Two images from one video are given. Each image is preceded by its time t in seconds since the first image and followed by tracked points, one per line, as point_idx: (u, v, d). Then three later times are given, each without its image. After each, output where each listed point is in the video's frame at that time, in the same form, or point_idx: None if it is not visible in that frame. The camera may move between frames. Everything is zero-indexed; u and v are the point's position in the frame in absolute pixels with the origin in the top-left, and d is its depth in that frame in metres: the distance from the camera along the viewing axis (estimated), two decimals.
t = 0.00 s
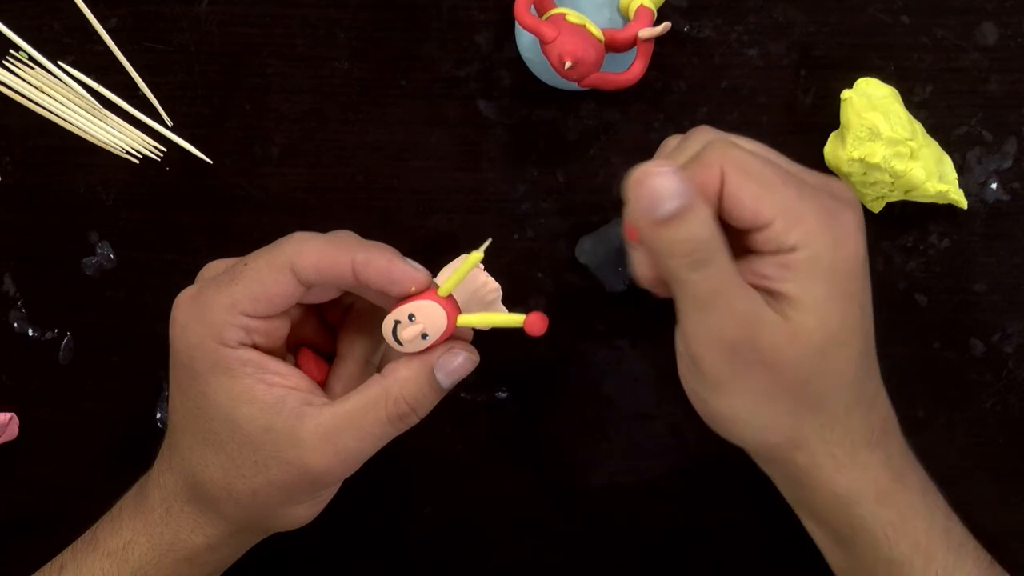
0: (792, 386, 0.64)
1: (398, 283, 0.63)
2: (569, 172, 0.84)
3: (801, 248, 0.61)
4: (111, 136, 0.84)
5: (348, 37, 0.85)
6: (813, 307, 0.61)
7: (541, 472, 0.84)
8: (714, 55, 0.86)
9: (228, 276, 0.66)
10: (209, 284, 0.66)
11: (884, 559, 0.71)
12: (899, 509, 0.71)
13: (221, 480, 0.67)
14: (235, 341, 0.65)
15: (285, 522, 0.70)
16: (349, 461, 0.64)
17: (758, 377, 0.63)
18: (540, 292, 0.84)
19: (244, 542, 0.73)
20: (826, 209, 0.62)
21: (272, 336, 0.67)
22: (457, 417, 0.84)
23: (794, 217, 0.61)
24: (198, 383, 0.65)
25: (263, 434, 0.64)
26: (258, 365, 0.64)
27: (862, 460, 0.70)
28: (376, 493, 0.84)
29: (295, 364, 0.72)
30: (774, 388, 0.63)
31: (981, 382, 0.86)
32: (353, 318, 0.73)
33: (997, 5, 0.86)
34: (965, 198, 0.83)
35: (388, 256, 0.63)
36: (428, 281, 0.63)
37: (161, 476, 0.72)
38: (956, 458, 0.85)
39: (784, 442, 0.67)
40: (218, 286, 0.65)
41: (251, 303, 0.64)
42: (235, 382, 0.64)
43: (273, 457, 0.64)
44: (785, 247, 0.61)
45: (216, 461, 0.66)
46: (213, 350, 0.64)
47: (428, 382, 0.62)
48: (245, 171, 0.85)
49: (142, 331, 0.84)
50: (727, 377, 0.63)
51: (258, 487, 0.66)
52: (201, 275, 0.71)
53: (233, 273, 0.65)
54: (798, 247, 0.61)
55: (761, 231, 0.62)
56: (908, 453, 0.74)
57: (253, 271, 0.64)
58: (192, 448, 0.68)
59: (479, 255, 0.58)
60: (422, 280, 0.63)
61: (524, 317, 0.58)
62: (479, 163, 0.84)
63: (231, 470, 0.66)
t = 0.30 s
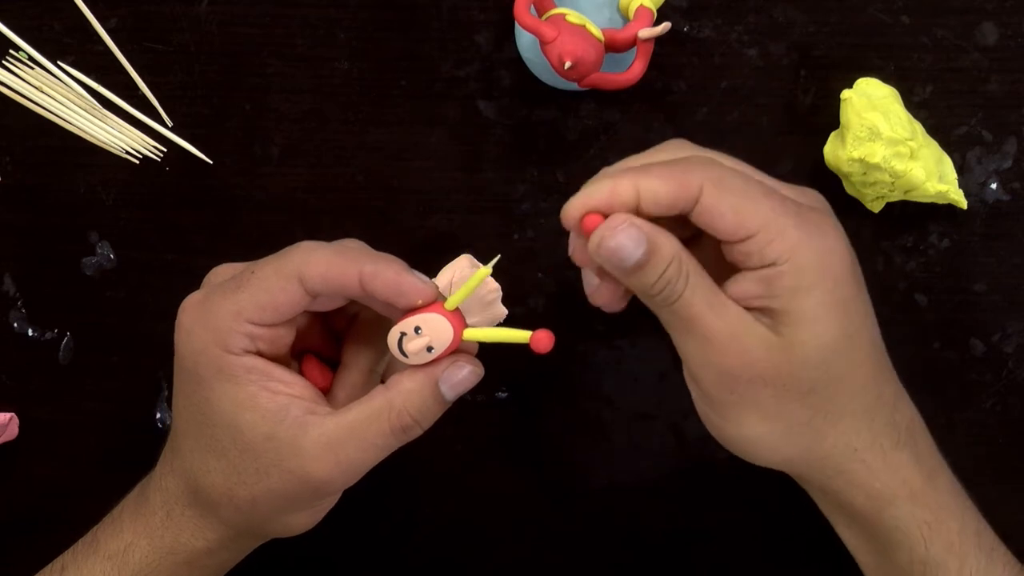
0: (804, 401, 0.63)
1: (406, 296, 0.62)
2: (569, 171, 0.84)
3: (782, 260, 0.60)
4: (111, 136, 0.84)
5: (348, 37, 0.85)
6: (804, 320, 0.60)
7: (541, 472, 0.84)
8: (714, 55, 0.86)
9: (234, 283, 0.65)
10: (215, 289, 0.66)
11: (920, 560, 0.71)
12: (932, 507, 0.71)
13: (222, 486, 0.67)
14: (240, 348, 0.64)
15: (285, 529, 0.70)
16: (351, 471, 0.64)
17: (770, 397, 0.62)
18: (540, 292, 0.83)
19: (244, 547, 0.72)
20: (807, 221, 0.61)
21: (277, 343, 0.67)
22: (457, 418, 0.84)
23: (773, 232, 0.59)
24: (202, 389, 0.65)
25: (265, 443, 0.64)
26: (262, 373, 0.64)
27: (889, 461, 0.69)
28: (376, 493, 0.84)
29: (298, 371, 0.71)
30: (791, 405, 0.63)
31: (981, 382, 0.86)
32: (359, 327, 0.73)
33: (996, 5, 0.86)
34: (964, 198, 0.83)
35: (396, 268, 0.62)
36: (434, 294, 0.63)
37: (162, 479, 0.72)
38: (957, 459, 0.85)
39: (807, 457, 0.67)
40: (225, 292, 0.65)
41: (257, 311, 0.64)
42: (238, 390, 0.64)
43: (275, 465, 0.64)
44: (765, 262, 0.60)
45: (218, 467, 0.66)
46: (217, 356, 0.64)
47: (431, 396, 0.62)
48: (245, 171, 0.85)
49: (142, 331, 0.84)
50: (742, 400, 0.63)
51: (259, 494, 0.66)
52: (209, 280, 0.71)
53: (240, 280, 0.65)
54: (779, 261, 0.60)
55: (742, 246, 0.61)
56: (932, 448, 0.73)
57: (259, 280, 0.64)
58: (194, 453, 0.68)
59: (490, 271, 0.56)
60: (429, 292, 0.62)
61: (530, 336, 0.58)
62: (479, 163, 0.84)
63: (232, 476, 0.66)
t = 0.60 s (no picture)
0: (795, 421, 0.62)
1: (416, 303, 0.61)
2: (569, 172, 0.84)
3: (764, 283, 0.59)
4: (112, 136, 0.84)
5: (348, 36, 0.85)
6: (789, 341, 0.59)
7: (541, 472, 0.84)
8: (714, 55, 0.86)
9: (242, 287, 0.65)
10: (223, 292, 0.66)
11: (919, 567, 0.71)
12: (930, 515, 0.70)
13: (225, 489, 0.67)
14: (246, 352, 0.64)
15: (287, 533, 0.70)
16: (355, 477, 0.64)
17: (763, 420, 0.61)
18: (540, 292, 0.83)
19: (246, 550, 0.72)
20: (787, 243, 0.61)
21: (283, 348, 0.66)
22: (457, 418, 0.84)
23: (754, 257, 0.59)
24: (208, 391, 0.65)
25: (270, 448, 0.64)
26: (268, 377, 0.64)
27: (887, 470, 0.68)
28: (376, 494, 0.84)
29: (304, 376, 0.71)
30: (786, 425, 0.62)
31: (981, 382, 0.86)
32: (365, 334, 0.73)
33: (996, 5, 0.87)
34: (964, 198, 0.84)
35: (406, 275, 0.62)
36: (444, 300, 0.63)
37: (165, 480, 0.72)
38: (957, 459, 0.85)
39: (803, 472, 0.67)
40: (232, 296, 0.65)
41: (264, 316, 0.64)
42: (244, 393, 0.64)
43: (279, 469, 0.64)
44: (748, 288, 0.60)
45: (222, 470, 0.66)
46: (224, 359, 0.64)
47: (437, 403, 0.62)
48: (245, 171, 0.85)
49: (142, 331, 0.84)
50: (736, 425, 0.62)
51: (262, 498, 0.66)
52: (217, 282, 0.70)
53: (248, 284, 0.65)
54: (762, 285, 0.59)
55: (725, 272, 0.60)
56: (929, 451, 0.72)
57: (269, 285, 0.64)
58: (198, 456, 0.68)
59: (500, 280, 0.57)
60: (439, 299, 0.62)
61: (539, 347, 0.58)
62: (479, 163, 0.84)
63: (236, 480, 0.66)
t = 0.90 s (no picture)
0: (800, 409, 0.62)
1: (416, 300, 0.62)
2: (569, 171, 0.84)
3: (766, 267, 0.59)
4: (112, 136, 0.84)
5: (348, 36, 0.85)
6: (791, 325, 0.59)
7: (541, 472, 0.84)
8: (714, 55, 0.86)
9: (240, 286, 0.65)
10: (221, 291, 0.66)
11: (926, 557, 0.71)
12: (937, 502, 0.70)
13: (225, 487, 0.67)
14: (245, 350, 0.64)
15: (285, 531, 0.70)
16: (354, 474, 0.64)
17: (766, 408, 0.61)
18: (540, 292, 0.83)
19: (244, 548, 0.72)
20: (788, 225, 0.61)
21: (282, 346, 0.67)
22: (457, 418, 0.84)
23: (756, 241, 0.59)
24: (207, 389, 0.65)
25: (269, 446, 0.64)
26: (267, 375, 0.64)
27: (893, 456, 0.69)
28: (376, 494, 0.84)
29: (303, 374, 0.71)
30: (791, 414, 0.62)
31: (981, 382, 0.86)
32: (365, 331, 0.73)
33: (996, 5, 0.87)
34: (964, 198, 0.84)
35: (405, 272, 0.62)
36: (444, 298, 0.63)
37: (164, 480, 0.72)
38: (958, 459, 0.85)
39: (809, 461, 0.66)
40: (231, 294, 0.65)
41: (263, 315, 0.64)
42: (244, 391, 0.64)
43: (278, 467, 0.64)
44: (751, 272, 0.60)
45: (221, 468, 0.66)
46: (222, 357, 0.64)
47: (436, 400, 0.62)
48: (245, 171, 0.85)
49: (142, 331, 0.84)
50: (741, 416, 0.61)
51: (262, 496, 0.65)
52: (216, 280, 0.70)
53: (247, 283, 0.64)
54: (763, 270, 0.59)
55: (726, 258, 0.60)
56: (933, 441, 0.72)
57: (268, 284, 0.64)
58: (197, 455, 0.68)
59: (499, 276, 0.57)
60: (438, 297, 0.62)
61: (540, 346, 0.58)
62: (479, 163, 0.84)
63: (235, 478, 0.66)
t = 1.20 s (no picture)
0: (824, 404, 0.62)
1: (420, 314, 0.60)
2: (569, 171, 0.84)
3: (787, 262, 0.60)
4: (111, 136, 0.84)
5: (348, 36, 0.85)
6: (814, 317, 0.60)
7: (541, 472, 0.84)
8: (714, 55, 0.86)
9: (241, 298, 0.64)
10: (222, 300, 0.65)
11: (947, 551, 0.70)
12: (956, 494, 0.70)
13: (223, 491, 0.67)
14: (242, 360, 0.64)
15: (284, 535, 0.70)
16: (352, 480, 0.63)
17: (790, 404, 0.61)
18: (540, 292, 0.83)
19: (243, 551, 0.73)
20: (806, 219, 0.61)
21: (282, 355, 0.66)
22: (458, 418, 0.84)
23: (778, 238, 0.59)
24: (205, 396, 0.65)
25: (267, 452, 0.64)
26: (265, 384, 0.64)
27: (914, 449, 0.69)
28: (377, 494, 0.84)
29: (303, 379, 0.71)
30: (814, 409, 0.62)
31: (981, 382, 0.86)
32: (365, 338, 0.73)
33: (996, 5, 0.87)
34: (964, 198, 0.84)
35: (409, 287, 0.61)
36: (448, 306, 0.61)
37: (164, 482, 0.72)
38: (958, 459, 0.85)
39: (833, 455, 0.66)
40: (232, 305, 0.64)
41: (263, 329, 0.63)
42: (241, 399, 0.64)
43: (276, 473, 0.64)
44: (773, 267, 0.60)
45: (219, 473, 0.66)
46: (220, 366, 0.64)
47: (434, 407, 0.61)
48: (245, 171, 0.85)
49: (142, 331, 0.84)
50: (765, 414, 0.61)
51: (261, 501, 0.66)
52: (217, 285, 0.70)
53: (248, 295, 0.64)
54: (786, 265, 0.60)
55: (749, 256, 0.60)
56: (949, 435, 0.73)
57: (271, 299, 0.63)
58: (196, 459, 0.68)
59: (520, 299, 0.57)
60: (442, 306, 0.61)
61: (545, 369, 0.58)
62: (479, 163, 0.84)
63: (233, 483, 0.66)
